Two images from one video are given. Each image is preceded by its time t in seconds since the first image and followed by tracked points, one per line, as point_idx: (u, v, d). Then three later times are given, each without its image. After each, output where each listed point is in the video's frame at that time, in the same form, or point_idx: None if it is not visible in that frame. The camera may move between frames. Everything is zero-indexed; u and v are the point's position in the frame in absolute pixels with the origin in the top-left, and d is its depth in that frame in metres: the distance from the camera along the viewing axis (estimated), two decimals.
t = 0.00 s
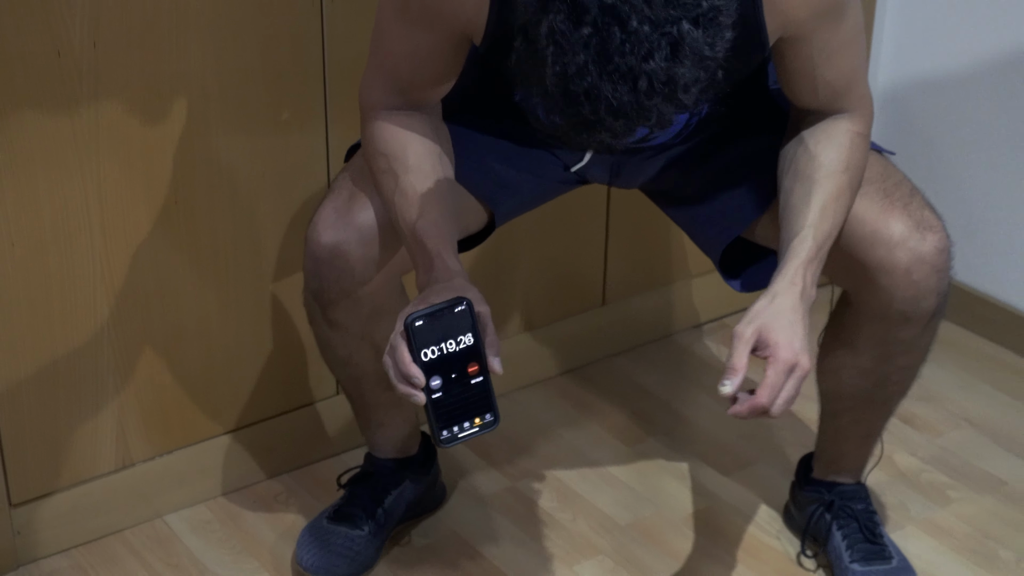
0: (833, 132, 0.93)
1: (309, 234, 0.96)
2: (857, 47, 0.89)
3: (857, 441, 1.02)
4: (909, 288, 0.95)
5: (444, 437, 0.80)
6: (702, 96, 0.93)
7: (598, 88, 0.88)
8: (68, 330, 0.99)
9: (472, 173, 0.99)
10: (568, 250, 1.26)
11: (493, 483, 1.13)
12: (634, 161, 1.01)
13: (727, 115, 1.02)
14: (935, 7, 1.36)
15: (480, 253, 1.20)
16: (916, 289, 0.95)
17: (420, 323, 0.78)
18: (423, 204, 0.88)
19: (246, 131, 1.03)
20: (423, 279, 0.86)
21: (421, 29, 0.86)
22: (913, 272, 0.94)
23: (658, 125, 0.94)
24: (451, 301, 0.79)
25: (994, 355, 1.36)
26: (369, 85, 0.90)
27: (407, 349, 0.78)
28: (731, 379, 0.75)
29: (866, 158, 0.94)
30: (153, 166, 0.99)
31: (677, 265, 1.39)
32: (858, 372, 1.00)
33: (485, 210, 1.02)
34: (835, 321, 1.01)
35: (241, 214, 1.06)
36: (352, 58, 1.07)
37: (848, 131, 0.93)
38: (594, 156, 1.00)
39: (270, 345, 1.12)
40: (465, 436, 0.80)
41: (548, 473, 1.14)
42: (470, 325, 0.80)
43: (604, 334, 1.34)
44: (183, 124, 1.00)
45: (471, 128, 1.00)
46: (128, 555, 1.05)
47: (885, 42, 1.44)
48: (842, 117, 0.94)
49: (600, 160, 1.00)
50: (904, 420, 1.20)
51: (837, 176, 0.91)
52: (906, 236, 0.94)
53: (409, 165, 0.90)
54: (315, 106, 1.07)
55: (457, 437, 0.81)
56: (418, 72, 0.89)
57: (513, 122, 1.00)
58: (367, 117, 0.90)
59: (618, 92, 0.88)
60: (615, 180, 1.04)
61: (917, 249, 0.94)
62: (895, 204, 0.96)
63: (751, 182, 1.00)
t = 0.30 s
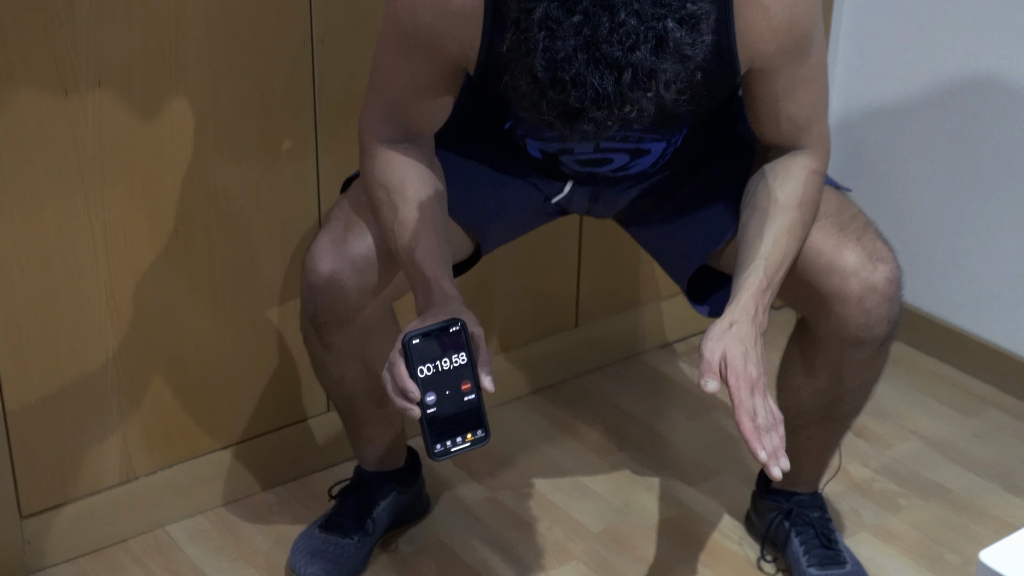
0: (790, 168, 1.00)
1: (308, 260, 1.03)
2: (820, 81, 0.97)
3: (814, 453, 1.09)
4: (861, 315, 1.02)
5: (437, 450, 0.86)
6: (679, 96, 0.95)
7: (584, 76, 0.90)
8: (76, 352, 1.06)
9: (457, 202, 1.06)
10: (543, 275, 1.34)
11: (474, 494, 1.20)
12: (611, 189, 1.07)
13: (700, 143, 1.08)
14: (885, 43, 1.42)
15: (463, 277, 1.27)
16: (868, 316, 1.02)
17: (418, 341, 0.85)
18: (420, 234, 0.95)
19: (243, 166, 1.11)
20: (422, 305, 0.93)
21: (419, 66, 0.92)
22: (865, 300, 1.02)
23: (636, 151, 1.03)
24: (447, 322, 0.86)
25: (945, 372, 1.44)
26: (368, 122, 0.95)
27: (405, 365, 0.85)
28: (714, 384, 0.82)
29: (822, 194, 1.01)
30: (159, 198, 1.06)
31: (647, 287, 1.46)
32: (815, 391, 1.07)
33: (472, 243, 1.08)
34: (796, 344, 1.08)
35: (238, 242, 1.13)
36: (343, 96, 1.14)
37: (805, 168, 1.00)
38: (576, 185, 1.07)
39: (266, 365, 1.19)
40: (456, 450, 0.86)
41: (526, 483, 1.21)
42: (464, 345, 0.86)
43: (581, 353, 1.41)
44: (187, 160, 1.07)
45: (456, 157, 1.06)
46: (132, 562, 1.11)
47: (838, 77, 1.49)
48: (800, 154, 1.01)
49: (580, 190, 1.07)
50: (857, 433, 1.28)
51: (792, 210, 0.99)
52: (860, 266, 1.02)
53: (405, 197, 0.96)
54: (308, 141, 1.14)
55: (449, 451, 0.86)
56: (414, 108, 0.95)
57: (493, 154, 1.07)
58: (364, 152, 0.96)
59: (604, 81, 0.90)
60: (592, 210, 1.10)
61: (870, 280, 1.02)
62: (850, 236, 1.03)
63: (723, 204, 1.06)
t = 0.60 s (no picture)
0: (751, 196, 1.09)
1: (322, 285, 1.16)
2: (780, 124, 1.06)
3: (775, 451, 1.20)
4: (821, 325, 1.11)
5: (441, 459, 0.99)
6: (654, 84, 0.97)
7: (564, 53, 0.80)
8: (109, 368, 1.18)
9: (451, 230, 1.17)
10: (528, 295, 1.48)
11: (466, 493, 1.33)
12: (591, 216, 1.19)
13: (673, 173, 1.20)
14: (831, 81, 1.55)
15: (454, 297, 1.40)
16: (827, 326, 1.11)
17: (424, 362, 0.97)
18: (423, 265, 1.06)
19: (257, 200, 1.23)
20: (427, 327, 1.05)
21: (420, 115, 1.03)
22: (824, 311, 1.11)
23: (616, 180, 1.15)
24: (451, 345, 0.98)
25: (889, 382, 1.57)
26: (374, 163, 1.07)
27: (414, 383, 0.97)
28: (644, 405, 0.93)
29: (783, 218, 1.09)
30: (182, 230, 1.18)
31: (621, 307, 1.61)
32: (779, 395, 1.17)
33: (466, 264, 1.20)
34: (764, 353, 1.18)
35: (252, 269, 1.26)
36: (345, 136, 1.27)
37: (764, 195, 1.08)
38: (559, 211, 1.18)
39: (278, 378, 1.33)
40: (458, 459, 0.99)
41: (513, 483, 1.34)
42: (466, 365, 0.98)
43: (568, 363, 1.57)
44: (207, 195, 1.19)
45: (452, 188, 1.18)
46: (160, 557, 1.24)
47: (792, 111, 1.62)
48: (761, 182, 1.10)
49: (563, 215, 1.19)
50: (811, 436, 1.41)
51: (753, 234, 1.07)
52: (818, 281, 1.11)
53: (408, 231, 1.07)
54: (314, 177, 1.27)
55: (452, 459, 0.99)
56: (415, 149, 1.06)
57: (484, 185, 1.18)
58: (371, 191, 1.08)
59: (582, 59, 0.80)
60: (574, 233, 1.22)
61: (828, 293, 1.11)
62: (810, 253, 1.12)
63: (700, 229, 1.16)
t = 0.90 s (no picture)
0: (722, 215, 1.26)
1: (349, 296, 1.33)
2: (744, 154, 1.24)
3: (744, 434, 1.39)
4: (787, 321, 1.28)
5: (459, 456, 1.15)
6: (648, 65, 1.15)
7: None
8: (165, 365, 1.37)
9: (462, 244, 1.34)
10: (528, 298, 1.66)
11: (476, 471, 1.52)
12: (580, 229, 1.36)
13: (650, 192, 1.37)
14: (796, 109, 1.73)
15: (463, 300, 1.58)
16: (793, 323, 1.28)
17: (441, 374, 1.13)
18: (436, 282, 1.23)
19: (292, 218, 1.42)
20: (444, 339, 1.21)
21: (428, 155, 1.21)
22: (790, 309, 1.28)
23: (598, 202, 1.31)
24: (463, 359, 1.14)
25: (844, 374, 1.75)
26: (388, 197, 1.25)
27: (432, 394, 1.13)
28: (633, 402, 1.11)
29: (749, 231, 1.27)
30: (226, 245, 1.37)
31: (613, 309, 1.80)
32: (750, 384, 1.35)
33: (473, 272, 1.36)
34: (738, 348, 1.35)
35: (288, 277, 1.45)
36: (366, 161, 1.46)
37: (733, 213, 1.25)
38: (551, 225, 1.36)
39: (311, 371, 1.52)
40: (473, 456, 1.15)
41: (517, 463, 1.53)
42: (478, 375, 1.14)
43: (566, 359, 1.76)
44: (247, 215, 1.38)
45: (460, 208, 1.36)
46: (209, 527, 1.44)
47: (758, 139, 1.81)
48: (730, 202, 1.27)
49: (556, 228, 1.36)
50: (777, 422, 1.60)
51: (723, 247, 1.24)
52: (784, 283, 1.28)
53: (421, 252, 1.24)
54: (340, 197, 1.46)
55: (468, 456, 1.15)
56: (426, 180, 1.24)
57: (488, 203, 1.36)
58: (389, 220, 1.25)
59: None
60: (565, 241, 1.40)
61: (793, 293, 1.28)
62: (776, 260, 1.30)
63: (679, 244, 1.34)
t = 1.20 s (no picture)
0: (703, 231, 1.41)
1: (367, 304, 1.48)
2: (724, 175, 1.38)
3: (729, 426, 1.53)
4: (760, 327, 1.43)
5: (465, 454, 1.27)
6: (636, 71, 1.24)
7: None
8: (205, 363, 1.52)
9: (470, 255, 1.48)
10: (532, 303, 1.86)
11: (486, 459, 1.68)
12: (576, 240, 1.51)
13: (637, 209, 1.52)
14: (773, 133, 1.90)
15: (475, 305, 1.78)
16: (766, 329, 1.43)
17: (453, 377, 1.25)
18: (446, 292, 1.38)
19: (319, 230, 1.57)
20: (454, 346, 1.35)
21: (436, 173, 1.35)
22: (763, 317, 1.42)
23: (592, 216, 1.46)
24: (474, 365, 1.26)
25: (821, 371, 1.91)
26: (402, 214, 1.40)
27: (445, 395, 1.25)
28: (609, 393, 1.26)
29: (727, 246, 1.42)
30: (260, 255, 1.52)
31: (604, 313, 2.01)
32: (733, 380, 1.49)
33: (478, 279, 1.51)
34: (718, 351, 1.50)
35: (315, 284, 1.60)
36: (386, 178, 1.61)
37: (713, 229, 1.41)
38: (550, 236, 1.51)
39: (335, 369, 1.68)
40: (477, 454, 1.27)
41: (521, 451, 1.72)
42: (485, 380, 1.27)
43: (563, 357, 1.96)
44: (279, 229, 1.52)
45: (468, 222, 1.50)
46: (245, 510, 1.59)
47: (739, 157, 1.98)
48: (711, 219, 1.42)
49: (554, 239, 1.51)
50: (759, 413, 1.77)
51: (702, 259, 1.39)
52: (758, 293, 1.42)
53: (432, 265, 1.38)
54: (361, 211, 1.60)
55: (472, 454, 1.27)
56: (437, 199, 1.38)
57: (492, 218, 1.51)
58: (403, 237, 1.40)
59: None
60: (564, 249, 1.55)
61: (766, 303, 1.42)
62: (752, 272, 1.44)
63: (661, 256, 1.49)
